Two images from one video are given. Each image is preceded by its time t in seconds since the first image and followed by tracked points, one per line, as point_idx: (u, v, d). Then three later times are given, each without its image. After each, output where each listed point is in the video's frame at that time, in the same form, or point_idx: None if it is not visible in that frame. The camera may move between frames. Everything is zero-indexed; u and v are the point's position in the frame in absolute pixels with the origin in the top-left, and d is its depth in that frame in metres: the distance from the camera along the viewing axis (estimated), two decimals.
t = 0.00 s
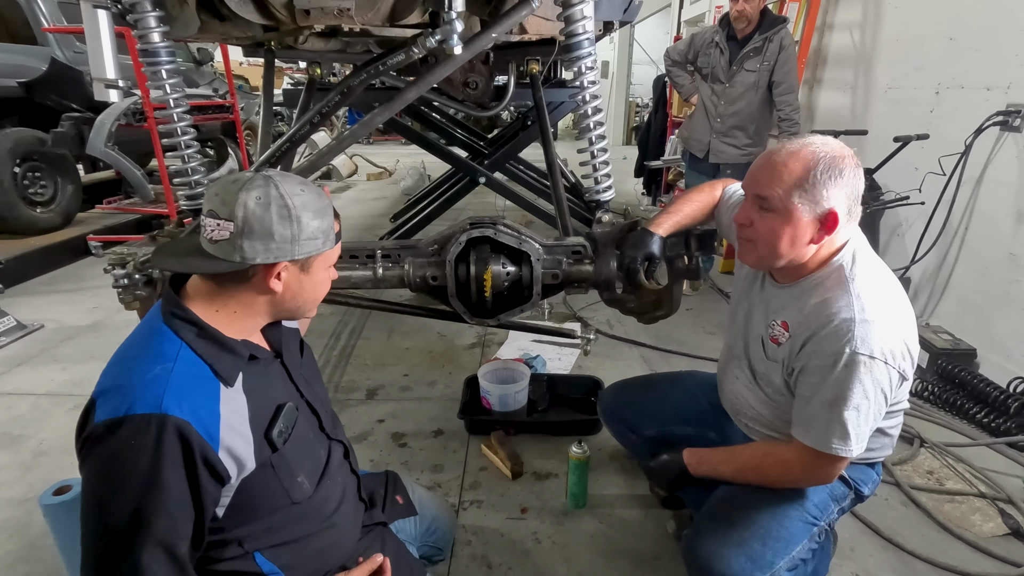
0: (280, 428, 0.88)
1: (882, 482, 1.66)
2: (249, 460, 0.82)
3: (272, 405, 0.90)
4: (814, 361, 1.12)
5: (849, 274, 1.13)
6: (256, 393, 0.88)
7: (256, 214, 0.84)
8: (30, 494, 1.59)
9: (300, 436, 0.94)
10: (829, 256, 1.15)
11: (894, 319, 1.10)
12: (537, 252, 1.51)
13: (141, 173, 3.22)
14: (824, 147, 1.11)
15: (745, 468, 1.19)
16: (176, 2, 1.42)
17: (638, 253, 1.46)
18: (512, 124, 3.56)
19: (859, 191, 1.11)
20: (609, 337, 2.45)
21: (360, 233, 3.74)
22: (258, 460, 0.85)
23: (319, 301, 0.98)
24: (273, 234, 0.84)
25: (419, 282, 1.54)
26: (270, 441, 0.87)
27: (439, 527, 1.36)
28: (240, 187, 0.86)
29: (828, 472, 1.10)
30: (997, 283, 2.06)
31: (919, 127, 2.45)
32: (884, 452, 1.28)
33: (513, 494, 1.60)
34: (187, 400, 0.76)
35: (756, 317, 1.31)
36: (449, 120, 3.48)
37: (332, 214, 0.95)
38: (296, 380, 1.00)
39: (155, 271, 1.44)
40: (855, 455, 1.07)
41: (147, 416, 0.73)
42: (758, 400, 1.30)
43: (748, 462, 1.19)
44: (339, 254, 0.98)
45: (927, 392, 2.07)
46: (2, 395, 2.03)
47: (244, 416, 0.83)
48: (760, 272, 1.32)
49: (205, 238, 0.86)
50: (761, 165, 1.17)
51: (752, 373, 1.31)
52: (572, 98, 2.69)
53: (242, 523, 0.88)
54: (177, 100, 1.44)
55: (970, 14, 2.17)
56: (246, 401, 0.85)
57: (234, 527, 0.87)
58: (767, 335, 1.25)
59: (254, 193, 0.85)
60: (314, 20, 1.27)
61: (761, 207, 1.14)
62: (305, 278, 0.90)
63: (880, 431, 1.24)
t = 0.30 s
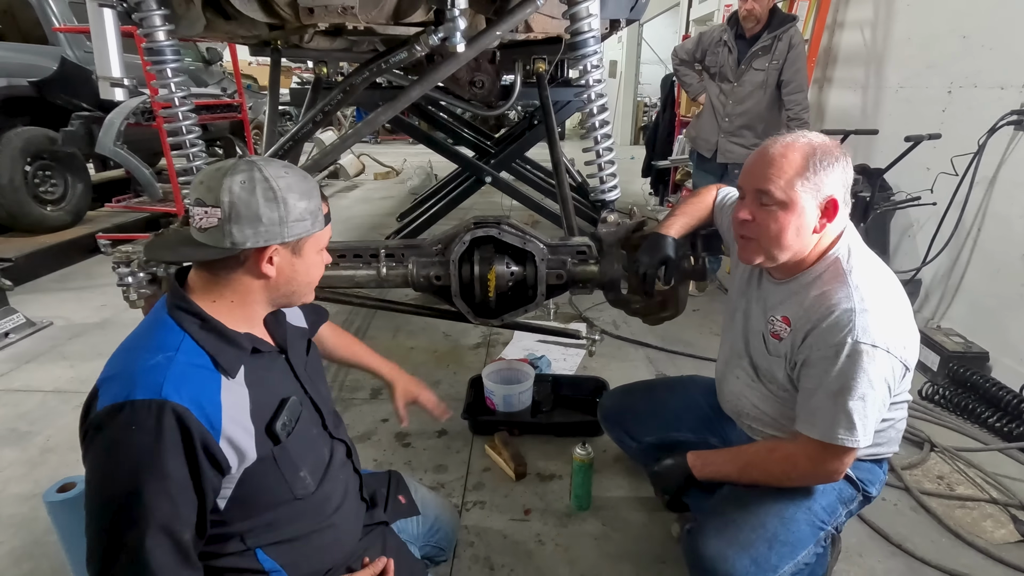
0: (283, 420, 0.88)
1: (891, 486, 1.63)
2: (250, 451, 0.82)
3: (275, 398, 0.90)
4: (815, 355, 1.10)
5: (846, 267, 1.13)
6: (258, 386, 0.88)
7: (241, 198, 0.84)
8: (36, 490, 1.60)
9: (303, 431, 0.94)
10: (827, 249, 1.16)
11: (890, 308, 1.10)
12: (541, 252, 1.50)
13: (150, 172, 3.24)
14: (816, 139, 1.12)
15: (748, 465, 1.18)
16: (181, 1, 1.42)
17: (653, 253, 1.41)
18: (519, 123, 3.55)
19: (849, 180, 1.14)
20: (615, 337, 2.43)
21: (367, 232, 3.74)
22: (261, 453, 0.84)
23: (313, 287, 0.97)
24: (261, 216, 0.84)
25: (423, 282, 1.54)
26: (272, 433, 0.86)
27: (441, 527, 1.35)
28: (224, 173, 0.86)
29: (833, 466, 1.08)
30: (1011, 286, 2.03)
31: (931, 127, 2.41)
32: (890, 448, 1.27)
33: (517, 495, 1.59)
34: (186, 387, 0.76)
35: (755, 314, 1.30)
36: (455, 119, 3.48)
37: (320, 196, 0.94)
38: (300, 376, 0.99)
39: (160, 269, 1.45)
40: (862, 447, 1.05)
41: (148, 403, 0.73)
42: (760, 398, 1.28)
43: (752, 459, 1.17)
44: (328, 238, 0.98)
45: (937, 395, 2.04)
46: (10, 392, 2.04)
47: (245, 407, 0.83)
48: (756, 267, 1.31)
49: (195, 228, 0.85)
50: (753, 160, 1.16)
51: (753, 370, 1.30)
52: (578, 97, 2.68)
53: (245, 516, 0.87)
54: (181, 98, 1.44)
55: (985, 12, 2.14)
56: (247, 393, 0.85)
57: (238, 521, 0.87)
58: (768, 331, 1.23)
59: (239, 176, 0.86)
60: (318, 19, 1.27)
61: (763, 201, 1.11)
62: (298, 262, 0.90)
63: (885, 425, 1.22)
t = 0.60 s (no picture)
0: (303, 418, 0.88)
1: (901, 488, 1.62)
2: (270, 446, 0.82)
3: (296, 396, 0.90)
4: (825, 353, 1.09)
5: (851, 266, 1.12)
6: (281, 382, 0.88)
7: (271, 195, 0.84)
8: (45, 486, 1.61)
9: (320, 430, 0.94)
10: (832, 249, 1.14)
11: (899, 308, 1.09)
12: (549, 251, 1.49)
13: (158, 171, 3.25)
14: (809, 141, 1.12)
15: (761, 465, 1.17)
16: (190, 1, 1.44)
17: (661, 256, 1.41)
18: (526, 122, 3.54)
19: (846, 184, 1.09)
20: (622, 337, 2.42)
21: (373, 232, 3.75)
22: (279, 450, 0.84)
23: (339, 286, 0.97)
24: (293, 214, 0.84)
25: (430, 280, 1.53)
26: (292, 430, 0.86)
27: (446, 527, 1.36)
28: (256, 172, 0.86)
29: (847, 465, 1.07)
30: None
31: (942, 126, 2.39)
32: (902, 447, 1.25)
33: (523, 494, 1.59)
34: (214, 377, 0.76)
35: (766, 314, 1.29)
36: (462, 118, 3.48)
37: (346, 194, 0.94)
38: (319, 376, 0.99)
39: (168, 267, 1.46)
40: (875, 446, 1.04)
41: (177, 390, 0.73)
42: (774, 397, 1.27)
43: (765, 459, 1.17)
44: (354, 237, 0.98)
45: (947, 397, 2.02)
46: (20, 388, 2.06)
47: (268, 402, 0.83)
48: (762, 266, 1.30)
49: (225, 225, 0.85)
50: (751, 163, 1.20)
51: (766, 371, 1.29)
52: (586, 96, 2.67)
53: (259, 512, 0.87)
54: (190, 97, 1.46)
55: (998, 10, 2.12)
56: (271, 388, 0.85)
57: (253, 517, 0.87)
58: (776, 331, 1.23)
59: (270, 175, 0.86)
60: (326, 17, 1.27)
61: (740, 200, 1.16)
62: (326, 259, 0.90)
63: (897, 424, 1.21)
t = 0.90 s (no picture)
0: (309, 412, 0.87)
1: (908, 489, 1.60)
2: (276, 439, 0.81)
3: (301, 391, 0.89)
4: (836, 352, 1.08)
5: (863, 264, 1.11)
6: (287, 376, 0.87)
7: (273, 184, 0.84)
8: (50, 481, 1.61)
9: (325, 425, 0.93)
10: (843, 248, 1.13)
11: (913, 307, 1.07)
12: (553, 248, 1.49)
13: (164, 170, 3.19)
14: (818, 138, 1.11)
15: (769, 465, 1.16)
16: None
17: (665, 252, 1.39)
18: (530, 120, 3.53)
19: (856, 182, 1.08)
20: (626, 336, 2.41)
21: (378, 230, 3.75)
22: (285, 443, 0.84)
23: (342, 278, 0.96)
24: (294, 203, 0.83)
25: (434, 277, 1.53)
26: (297, 424, 0.86)
27: (450, 524, 1.35)
28: (259, 162, 0.87)
29: (856, 466, 1.06)
30: None
31: (951, 123, 2.37)
32: (915, 451, 1.24)
33: (526, 492, 1.58)
34: (222, 369, 0.76)
35: (776, 311, 1.27)
36: (467, 116, 3.47)
37: (349, 186, 0.94)
38: (324, 372, 0.99)
39: (172, 262, 1.46)
40: (886, 447, 1.03)
41: (184, 382, 0.73)
42: (784, 397, 1.25)
43: (772, 460, 1.16)
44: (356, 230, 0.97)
45: (955, 396, 2.00)
46: (25, 384, 2.07)
47: (273, 395, 0.83)
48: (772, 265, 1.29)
49: (229, 215, 0.85)
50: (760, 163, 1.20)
51: (777, 370, 1.27)
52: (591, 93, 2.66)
53: (264, 506, 0.86)
54: (193, 93, 1.47)
55: (1007, 6, 2.10)
56: (276, 382, 0.84)
57: (258, 511, 0.86)
58: (787, 330, 1.22)
59: (272, 164, 0.86)
60: (330, 12, 1.29)
61: (749, 200, 1.15)
62: (327, 250, 0.89)
63: (909, 427, 1.20)
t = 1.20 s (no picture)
0: (305, 405, 0.87)
1: (914, 490, 1.59)
2: (271, 431, 0.81)
3: (298, 384, 0.89)
4: (846, 350, 1.07)
5: (878, 262, 1.10)
6: (283, 370, 0.87)
7: (281, 179, 0.84)
8: (56, 477, 1.62)
9: (323, 419, 0.93)
10: (855, 245, 1.13)
11: (926, 307, 1.06)
12: (556, 245, 1.48)
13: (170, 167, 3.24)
14: (836, 131, 1.11)
15: (772, 467, 1.16)
16: None
17: (670, 250, 1.38)
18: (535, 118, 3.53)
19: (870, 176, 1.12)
20: (631, 334, 2.40)
21: (382, 228, 3.75)
22: (280, 436, 0.84)
23: (341, 280, 0.95)
24: (299, 199, 0.83)
25: (437, 274, 1.53)
26: (294, 417, 0.86)
27: (453, 522, 1.35)
28: (272, 156, 0.87)
29: (862, 466, 1.05)
30: None
31: (958, 121, 2.35)
32: (922, 453, 1.23)
33: (529, 491, 1.58)
34: (214, 360, 0.76)
35: (781, 309, 1.26)
36: (472, 115, 3.46)
37: (358, 192, 0.93)
38: (323, 367, 0.99)
39: (176, 259, 1.47)
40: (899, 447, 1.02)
41: (176, 371, 0.73)
42: (792, 398, 1.25)
43: (776, 462, 1.15)
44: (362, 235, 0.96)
45: (962, 396, 1.98)
46: (32, 381, 2.08)
47: (269, 388, 0.83)
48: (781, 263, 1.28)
49: (236, 204, 0.86)
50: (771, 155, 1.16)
51: (783, 370, 1.26)
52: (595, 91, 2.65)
53: (261, 499, 0.86)
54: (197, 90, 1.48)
55: (1016, 3, 2.08)
56: (272, 375, 0.84)
57: (254, 504, 0.86)
58: (795, 329, 1.20)
59: (284, 160, 0.86)
60: (334, 9, 1.29)
61: (779, 190, 1.09)
62: (327, 251, 0.89)
63: (917, 430, 1.19)
